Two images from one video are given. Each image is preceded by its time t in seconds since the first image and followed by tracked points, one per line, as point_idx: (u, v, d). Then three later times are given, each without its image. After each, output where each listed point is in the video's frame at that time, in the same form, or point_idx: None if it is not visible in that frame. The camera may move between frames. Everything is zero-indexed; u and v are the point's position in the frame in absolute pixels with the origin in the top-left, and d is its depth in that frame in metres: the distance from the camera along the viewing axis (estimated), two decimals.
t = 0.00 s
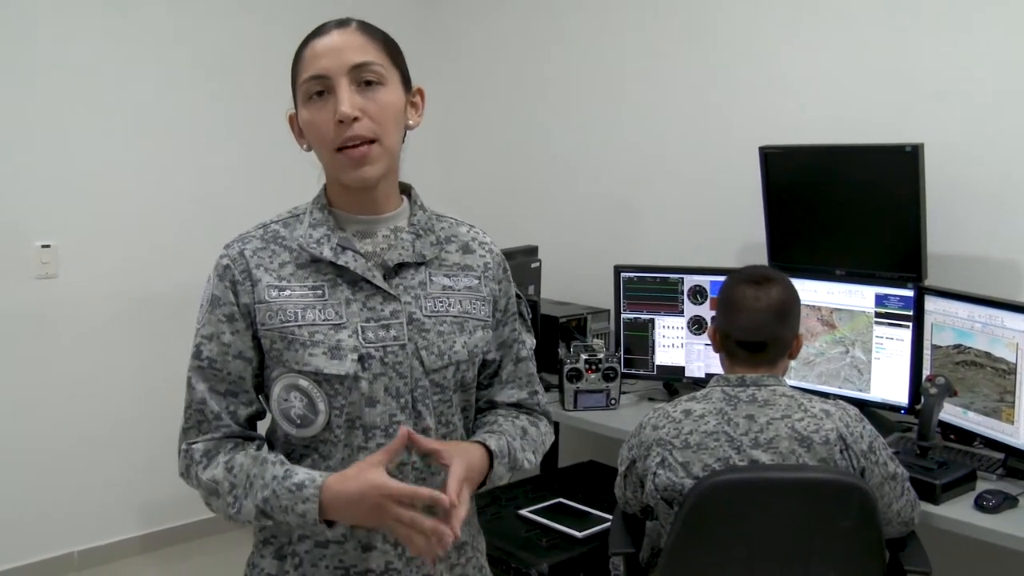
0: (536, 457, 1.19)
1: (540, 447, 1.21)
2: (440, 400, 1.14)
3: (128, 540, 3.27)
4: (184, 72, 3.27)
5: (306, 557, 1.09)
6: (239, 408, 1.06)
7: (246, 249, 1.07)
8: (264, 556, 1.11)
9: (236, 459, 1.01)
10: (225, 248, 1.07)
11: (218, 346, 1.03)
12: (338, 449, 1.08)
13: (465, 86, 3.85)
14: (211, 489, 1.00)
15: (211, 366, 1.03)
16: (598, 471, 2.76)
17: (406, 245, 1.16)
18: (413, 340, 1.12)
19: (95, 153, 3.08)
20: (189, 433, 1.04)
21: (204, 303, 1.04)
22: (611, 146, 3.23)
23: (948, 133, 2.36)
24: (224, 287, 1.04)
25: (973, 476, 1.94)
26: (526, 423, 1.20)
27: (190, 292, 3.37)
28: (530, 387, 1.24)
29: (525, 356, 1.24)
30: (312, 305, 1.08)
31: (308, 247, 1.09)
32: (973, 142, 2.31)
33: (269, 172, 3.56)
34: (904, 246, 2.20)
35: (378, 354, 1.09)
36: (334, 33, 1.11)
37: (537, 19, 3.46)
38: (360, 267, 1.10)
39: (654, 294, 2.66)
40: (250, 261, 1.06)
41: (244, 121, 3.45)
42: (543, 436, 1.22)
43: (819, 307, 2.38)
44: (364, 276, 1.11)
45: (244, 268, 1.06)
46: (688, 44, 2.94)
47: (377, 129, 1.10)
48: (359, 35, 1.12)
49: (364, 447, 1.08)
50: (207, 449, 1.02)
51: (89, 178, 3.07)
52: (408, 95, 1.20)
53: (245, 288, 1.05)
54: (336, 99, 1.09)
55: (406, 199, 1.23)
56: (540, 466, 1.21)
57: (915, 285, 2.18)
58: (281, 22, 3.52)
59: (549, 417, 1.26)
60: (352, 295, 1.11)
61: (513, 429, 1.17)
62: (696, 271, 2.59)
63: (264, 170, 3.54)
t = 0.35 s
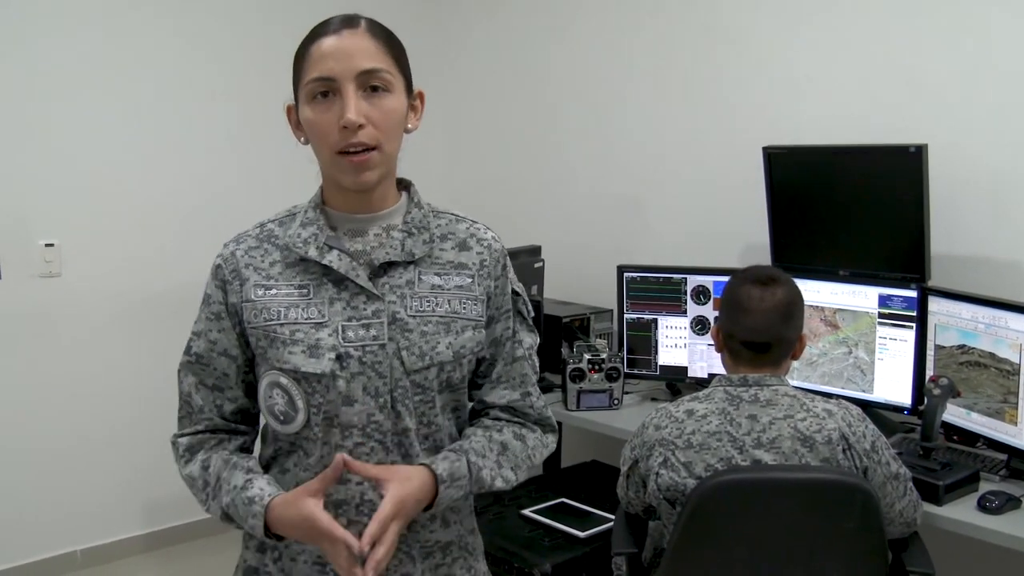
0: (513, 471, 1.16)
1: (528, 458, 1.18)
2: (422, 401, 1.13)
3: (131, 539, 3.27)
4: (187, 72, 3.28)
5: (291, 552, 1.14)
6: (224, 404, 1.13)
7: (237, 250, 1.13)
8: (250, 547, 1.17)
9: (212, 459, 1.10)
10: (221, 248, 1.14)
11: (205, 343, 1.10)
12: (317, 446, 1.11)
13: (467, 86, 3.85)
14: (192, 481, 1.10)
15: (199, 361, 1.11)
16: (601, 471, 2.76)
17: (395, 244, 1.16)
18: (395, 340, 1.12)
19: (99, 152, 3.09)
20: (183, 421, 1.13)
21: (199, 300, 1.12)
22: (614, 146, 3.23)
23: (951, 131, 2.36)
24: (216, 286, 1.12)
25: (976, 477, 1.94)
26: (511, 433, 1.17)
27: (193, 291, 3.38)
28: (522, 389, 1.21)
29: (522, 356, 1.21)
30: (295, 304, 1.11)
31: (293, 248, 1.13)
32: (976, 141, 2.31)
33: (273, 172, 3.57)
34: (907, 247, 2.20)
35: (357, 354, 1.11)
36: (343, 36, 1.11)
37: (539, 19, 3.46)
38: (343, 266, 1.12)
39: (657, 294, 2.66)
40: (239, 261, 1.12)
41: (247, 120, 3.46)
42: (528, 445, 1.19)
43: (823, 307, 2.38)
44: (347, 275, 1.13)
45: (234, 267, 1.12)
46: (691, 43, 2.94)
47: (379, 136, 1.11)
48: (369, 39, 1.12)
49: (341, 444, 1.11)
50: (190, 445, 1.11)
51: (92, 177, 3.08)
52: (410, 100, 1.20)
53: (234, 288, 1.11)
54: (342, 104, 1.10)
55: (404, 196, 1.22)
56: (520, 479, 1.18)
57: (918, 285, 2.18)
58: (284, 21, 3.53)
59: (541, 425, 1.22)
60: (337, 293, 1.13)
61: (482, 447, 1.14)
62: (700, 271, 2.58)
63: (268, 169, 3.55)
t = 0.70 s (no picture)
0: (497, 468, 1.17)
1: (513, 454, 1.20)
2: (406, 397, 1.14)
3: (134, 538, 3.28)
4: (188, 72, 3.28)
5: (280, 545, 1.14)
6: (212, 395, 1.14)
7: (225, 242, 1.13)
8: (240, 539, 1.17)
9: (200, 450, 1.11)
10: (209, 241, 1.14)
11: (192, 335, 1.11)
12: (302, 441, 1.11)
13: (467, 86, 3.85)
14: (178, 471, 1.11)
15: (184, 353, 1.11)
16: (603, 469, 2.76)
17: (381, 240, 1.16)
18: (379, 337, 1.13)
19: (100, 152, 3.09)
20: (171, 411, 1.14)
21: (187, 293, 1.13)
22: (614, 144, 3.23)
23: (952, 129, 2.36)
24: (203, 279, 1.12)
25: (979, 473, 1.94)
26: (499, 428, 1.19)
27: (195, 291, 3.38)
28: (511, 384, 1.22)
29: (511, 352, 1.22)
30: (280, 300, 1.11)
31: (279, 242, 1.12)
32: (976, 139, 2.31)
33: (274, 171, 3.57)
34: (909, 243, 2.20)
35: (341, 351, 1.11)
36: (343, 31, 1.11)
37: (539, 18, 3.46)
38: (328, 262, 1.12)
39: (659, 292, 2.66)
40: (226, 254, 1.12)
41: (248, 120, 3.46)
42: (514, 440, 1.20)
43: (825, 304, 2.38)
44: (332, 271, 1.13)
45: (220, 261, 1.12)
46: (691, 43, 2.94)
47: (372, 134, 1.11)
48: (370, 37, 1.12)
49: (324, 440, 1.11)
50: (177, 435, 1.12)
51: (93, 177, 3.09)
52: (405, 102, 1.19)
53: (221, 281, 1.11)
54: (339, 99, 1.10)
55: (393, 188, 1.22)
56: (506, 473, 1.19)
57: (920, 282, 2.18)
58: (285, 21, 3.53)
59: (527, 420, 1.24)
60: (322, 289, 1.13)
61: (470, 443, 1.15)
62: (702, 268, 2.58)
63: (269, 169, 3.55)
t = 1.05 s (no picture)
0: (505, 458, 1.20)
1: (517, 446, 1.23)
2: (416, 394, 1.15)
3: (135, 536, 3.28)
4: (189, 70, 3.28)
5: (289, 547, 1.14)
6: (209, 401, 1.12)
7: (224, 246, 1.11)
8: (247, 544, 1.17)
9: (204, 460, 1.09)
10: (205, 244, 1.11)
11: (191, 341, 1.08)
12: (314, 443, 1.11)
13: (468, 85, 3.85)
14: (180, 482, 1.09)
15: (184, 360, 1.08)
16: (603, 468, 2.76)
17: (384, 239, 1.17)
18: (388, 335, 1.14)
19: (101, 150, 3.09)
20: (165, 421, 1.10)
21: (183, 298, 1.10)
22: (615, 144, 3.23)
23: (952, 130, 2.36)
24: (202, 283, 1.09)
25: (979, 474, 1.94)
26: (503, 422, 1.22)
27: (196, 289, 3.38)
28: (510, 377, 1.25)
29: (507, 347, 1.26)
30: (287, 301, 1.10)
31: (284, 243, 1.12)
32: (977, 139, 2.31)
33: (275, 169, 3.57)
34: (909, 243, 2.19)
35: (352, 350, 1.11)
36: (350, 36, 1.11)
37: (539, 18, 3.46)
38: (335, 262, 1.12)
39: (659, 291, 2.66)
40: (227, 257, 1.10)
41: (249, 119, 3.46)
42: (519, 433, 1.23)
43: (826, 304, 2.38)
44: (339, 271, 1.13)
45: (220, 265, 1.10)
46: (690, 43, 2.94)
47: (378, 139, 1.11)
48: (376, 42, 1.12)
49: (338, 441, 1.11)
50: (178, 445, 1.09)
51: (94, 175, 3.09)
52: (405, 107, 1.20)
53: (223, 284, 1.09)
54: (347, 103, 1.10)
55: (387, 191, 1.23)
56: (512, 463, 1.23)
57: (920, 282, 2.18)
58: (286, 19, 3.52)
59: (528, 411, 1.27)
60: (328, 289, 1.13)
61: (479, 435, 1.18)
62: (703, 268, 2.58)
63: (270, 167, 3.55)
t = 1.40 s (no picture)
0: (510, 457, 1.20)
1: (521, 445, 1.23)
2: (423, 393, 1.16)
3: (135, 536, 3.28)
4: (189, 70, 3.28)
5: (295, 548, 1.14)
6: (214, 403, 1.11)
7: (229, 246, 1.10)
8: (253, 545, 1.16)
9: (211, 462, 1.08)
10: (210, 245, 1.11)
11: (197, 343, 1.08)
12: (322, 443, 1.10)
13: (467, 85, 3.85)
14: (185, 485, 1.08)
15: (190, 362, 1.08)
16: (602, 468, 2.76)
17: (389, 240, 1.17)
18: (395, 335, 1.14)
19: (100, 150, 3.09)
20: (168, 424, 1.10)
21: (188, 299, 1.09)
22: (615, 144, 3.23)
23: (952, 129, 2.36)
24: (208, 284, 1.08)
25: (979, 474, 1.94)
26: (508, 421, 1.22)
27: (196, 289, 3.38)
28: (513, 377, 1.25)
29: (509, 347, 1.26)
30: (294, 301, 1.10)
31: (290, 244, 1.11)
32: (977, 139, 2.31)
33: (275, 169, 3.57)
34: (909, 243, 2.20)
35: (361, 350, 1.11)
36: (361, 36, 1.11)
37: (539, 18, 3.46)
38: (342, 263, 1.12)
39: (659, 291, 2.66)
40: (233, 258, 1.10)
41: (249, 118, 3.46)
42: (523, 432, 1.24)
43: (826, 304, 2.38)
44: (346, 271, 1.13)
45: (226, 265, 1.09)
46: (689, 44, 2.95)
47: (387, 140, 1.11)
48: (386, 43, 1.12)
49: (346, 441, 1.11)
50: (183, 448, 1.09)
51: (94, 175, 3.09)
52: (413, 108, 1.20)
53: (230, 284, 1.09)
54: (357, 102, 1.10)
55: (390, 193, 1.23)
56: (517, 461, 1.23)
57: (920, 282, 2.18)
58: (285, 20, 3.52)
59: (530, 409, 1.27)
60: (335, 290, 1.13)
61: (486, 435, 1.18)
62: (703, 268, 2.58)
63: (270, 167, 3.55)
